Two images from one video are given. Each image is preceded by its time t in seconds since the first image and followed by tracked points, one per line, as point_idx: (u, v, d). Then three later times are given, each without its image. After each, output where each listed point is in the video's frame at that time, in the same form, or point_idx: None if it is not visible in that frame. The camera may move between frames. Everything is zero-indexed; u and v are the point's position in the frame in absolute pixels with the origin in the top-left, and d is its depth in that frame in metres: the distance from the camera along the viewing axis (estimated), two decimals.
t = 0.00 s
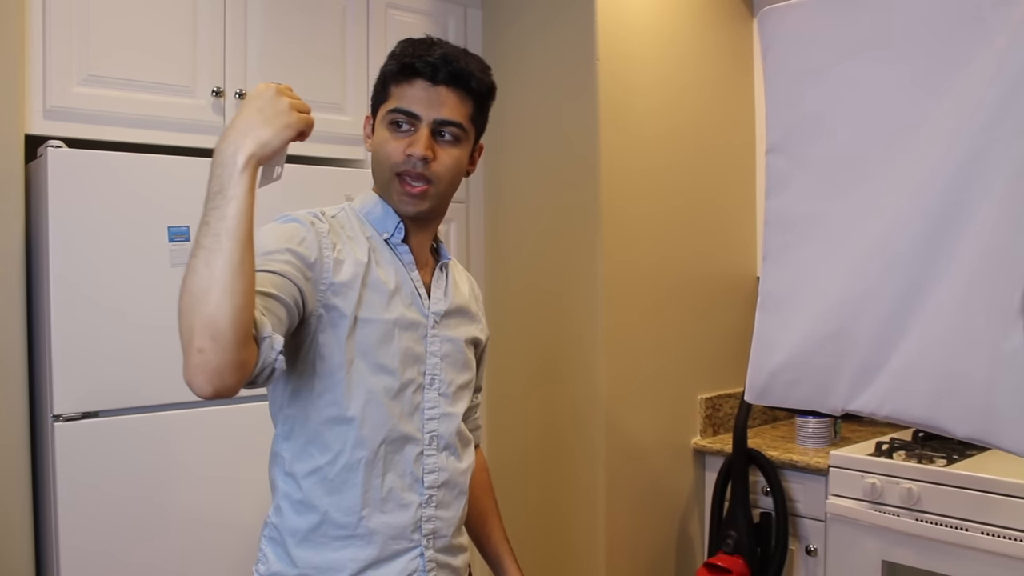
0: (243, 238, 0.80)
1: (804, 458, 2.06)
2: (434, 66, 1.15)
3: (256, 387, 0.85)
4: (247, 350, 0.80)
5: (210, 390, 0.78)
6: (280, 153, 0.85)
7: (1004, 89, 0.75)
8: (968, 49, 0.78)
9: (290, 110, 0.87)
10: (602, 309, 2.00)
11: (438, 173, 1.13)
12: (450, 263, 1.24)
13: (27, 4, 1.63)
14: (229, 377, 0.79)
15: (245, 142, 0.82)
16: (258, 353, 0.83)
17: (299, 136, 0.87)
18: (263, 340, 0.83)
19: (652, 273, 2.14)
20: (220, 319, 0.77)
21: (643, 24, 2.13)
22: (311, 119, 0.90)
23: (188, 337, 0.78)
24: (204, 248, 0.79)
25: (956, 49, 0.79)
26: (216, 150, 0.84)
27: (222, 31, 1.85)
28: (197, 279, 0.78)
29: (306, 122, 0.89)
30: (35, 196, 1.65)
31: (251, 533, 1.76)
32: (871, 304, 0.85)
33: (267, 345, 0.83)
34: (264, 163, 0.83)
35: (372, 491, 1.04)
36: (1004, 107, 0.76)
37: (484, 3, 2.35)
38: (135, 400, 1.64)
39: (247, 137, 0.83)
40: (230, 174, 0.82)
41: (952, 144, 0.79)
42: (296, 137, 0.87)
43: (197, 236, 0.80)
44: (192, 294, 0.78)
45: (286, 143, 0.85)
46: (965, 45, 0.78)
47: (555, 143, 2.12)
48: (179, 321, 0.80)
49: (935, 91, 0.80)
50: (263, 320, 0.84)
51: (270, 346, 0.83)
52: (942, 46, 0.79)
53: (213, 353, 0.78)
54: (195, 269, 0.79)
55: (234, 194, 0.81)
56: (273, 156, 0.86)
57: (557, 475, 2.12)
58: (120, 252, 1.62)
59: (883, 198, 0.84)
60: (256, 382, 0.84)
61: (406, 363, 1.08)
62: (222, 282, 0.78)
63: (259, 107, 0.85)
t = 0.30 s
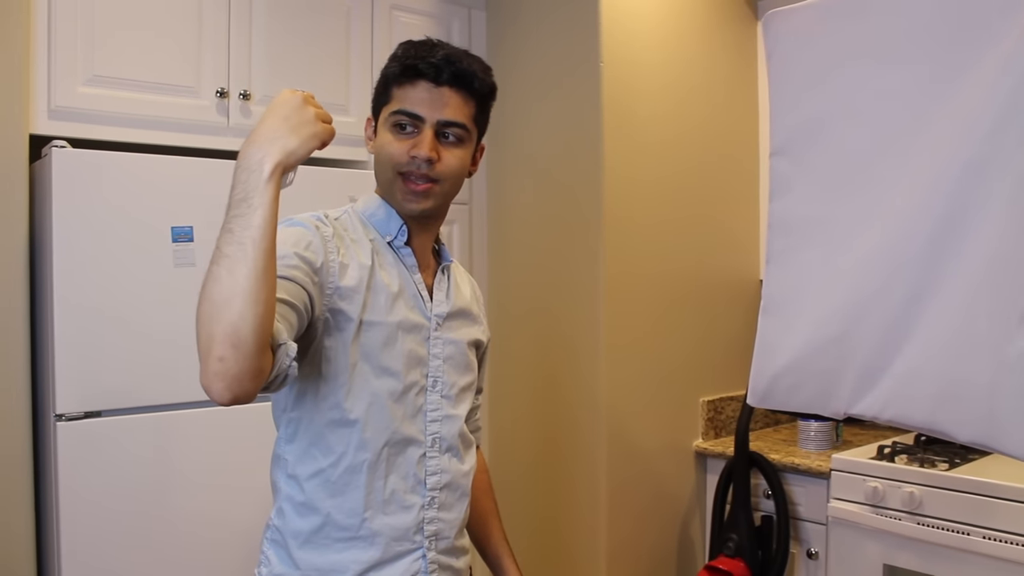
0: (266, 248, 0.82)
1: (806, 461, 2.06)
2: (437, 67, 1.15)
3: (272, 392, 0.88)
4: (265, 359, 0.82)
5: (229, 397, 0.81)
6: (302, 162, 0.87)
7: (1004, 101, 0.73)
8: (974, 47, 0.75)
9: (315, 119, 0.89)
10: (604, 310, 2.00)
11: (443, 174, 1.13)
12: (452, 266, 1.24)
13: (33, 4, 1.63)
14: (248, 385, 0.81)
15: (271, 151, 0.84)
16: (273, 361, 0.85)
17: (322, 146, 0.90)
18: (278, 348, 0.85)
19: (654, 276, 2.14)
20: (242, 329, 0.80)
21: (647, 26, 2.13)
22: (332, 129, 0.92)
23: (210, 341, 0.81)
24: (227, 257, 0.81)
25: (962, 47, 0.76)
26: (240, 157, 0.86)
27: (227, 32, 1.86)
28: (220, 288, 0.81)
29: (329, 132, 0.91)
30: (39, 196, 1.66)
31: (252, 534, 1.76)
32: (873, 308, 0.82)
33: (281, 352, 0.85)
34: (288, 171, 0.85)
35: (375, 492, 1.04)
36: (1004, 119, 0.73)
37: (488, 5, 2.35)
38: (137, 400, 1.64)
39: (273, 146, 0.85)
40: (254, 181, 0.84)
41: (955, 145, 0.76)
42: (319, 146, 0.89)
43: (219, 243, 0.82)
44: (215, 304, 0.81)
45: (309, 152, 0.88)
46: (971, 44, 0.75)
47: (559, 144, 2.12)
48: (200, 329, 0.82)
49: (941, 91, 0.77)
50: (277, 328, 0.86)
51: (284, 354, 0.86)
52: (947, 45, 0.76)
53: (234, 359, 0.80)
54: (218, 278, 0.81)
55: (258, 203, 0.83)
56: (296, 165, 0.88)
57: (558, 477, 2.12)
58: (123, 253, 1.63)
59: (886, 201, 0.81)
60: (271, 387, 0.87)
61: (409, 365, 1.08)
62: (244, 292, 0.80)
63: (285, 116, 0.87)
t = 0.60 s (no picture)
0: (280, 247, 0.82)
1: (805, 463, 2.06)
2: (436, 66, 1.14)
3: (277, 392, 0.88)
4: (275, 359, 0.82)
5: (240, 397, 0.81)
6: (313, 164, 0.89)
7: (1004, 101, 0.72)
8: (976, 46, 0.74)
9: (326, 122, 0.91)
10: (604, 310, 2.00)
11: (443, 173, 1.12)
12: (450, 266, 1.23)
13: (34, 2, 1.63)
14: (259, 385, 0.81)
15: (285, 151, 0.86)
16: (281, 361, 0.85)
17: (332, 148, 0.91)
18: (286, 348, 0.86)
19: (654, 276, 2.14)
20: (256, 329, 0.80)
21: (648, 27, 2.13)
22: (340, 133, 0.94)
23: (222, 340, 0.80)
24: (239, 255, 0.81)
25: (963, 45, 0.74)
26: (251, 156, 0.87)
27: (228, 30, 1.86)
28: (233, 287, 0.80)
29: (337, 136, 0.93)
30: (39, 194, 1.65)
31: (250, 533, 1.76)
32: (873, 312, 0.80)
33: (289, 353, 0.86)
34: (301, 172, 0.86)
35: (375, 493, 1.04)
36: (1004, 119, 0.72)
37: (489, 5, 2.35)
38: (135, 399, 1.63)
39: (287, 146, 0.86)
40: (268, 181, 0.84)
41: (956, 146, 0.74)
42: (329, 150, 0.91)
43: (232, 241, 0.82)
44: (228, 303, 0.80)
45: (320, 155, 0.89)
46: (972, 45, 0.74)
47: (559, 144, 2.12)
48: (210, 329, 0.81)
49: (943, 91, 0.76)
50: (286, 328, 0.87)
51: (291, 355, 0.86)
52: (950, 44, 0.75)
53: (247, 357, 0.80)
54: (230, 277, 0.81)
55: (272, 202, 0.83)
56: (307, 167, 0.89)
57: (557, 477, 2.11)
58: (123, 251, 1.62)
59: (887, 202, 0.79)
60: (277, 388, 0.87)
61: (409, 365, 1.08)
62: (258, 292, 0.80)
63: (298, 117, 0.88)
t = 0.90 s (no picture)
0: (287, 256, 0.84)
1: (801, 464, 2.06)
2: (434, 68, 1.14)
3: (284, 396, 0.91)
4: (282, 367, 0.85)
5: (248, 405, 0.83)
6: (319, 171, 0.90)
7: (1003, 104, 0.71)
8: (972, 50, 0.73)
9: (330, 128, 0.92)
10: (600, 311, 2.00)
11: (441, 172, 1.12)
12: (447, 268, 1.23)
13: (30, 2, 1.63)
14: (267, 392, 0.83)
15: (293, 159, 0.87)
16: (286, 368, 0.88)
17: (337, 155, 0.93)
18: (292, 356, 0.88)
19: (650, 276, 2.14)
20: (264, 337, 0.82)
21: (645, 29, 2.14)
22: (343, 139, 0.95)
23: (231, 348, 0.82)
24: (246, 265, 0.83)
25: (960, 49, 0.74)
26: (256, 166, 0.88)
27: (224, 31, 1.85)
28: (241, 297, 0.82)
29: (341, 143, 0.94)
30: (35, 195, 1.65)
31: (247, 534, 1.76)
32: (870, 313, 0.80)
33: (295, 361, 0.89)
34: (309, 179, 0.87)
35: (371, 494, 1.05)
36: (1002, 121, 0.72)
37: (486, 6, 2.35)
38: (131, 400, 1.63)
39: (293, 155, 0.87)
40: (275, 190, 0.86)
41: (954, 149, 0.74)
42: (334, 155, 0.92)
43: (239, 251, 0.84)
44: (235, 313, 0.82)
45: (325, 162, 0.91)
46: (970, 48, 0.73)
47: (556, 146, 2.12)
48: (217, 338, 0.83)
49: (940, 94, 0.75)
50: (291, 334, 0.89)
51: (297, 361, 0.89)
52: (947, 47, 0.74)
53: (257, 364, 0.82)
54: (237, 287, 0.83)
55: (279, 211, 0.85)
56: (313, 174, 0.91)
57: (553, 478, 2.12)
58: (120, 253, 1.62)
59: (883, 204, 0.79)
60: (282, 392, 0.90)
61: (406, 367, 1.08)
62: (265, 301, 0.82)
63: (302, 125, 0.90)
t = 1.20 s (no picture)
0: (308, 277, 0.84)
1: (800, 463, 2.06)
2: (429, 68, 1.14)
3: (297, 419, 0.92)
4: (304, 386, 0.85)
5: (272, 426, 0.83)
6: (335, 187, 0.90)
7: (999, 102, 0.71)
8: (968, 47, 0.73)
9: (343, 145, 0.91)
10: (598, 311, 2.00)
11: (437, 173, 1.11)
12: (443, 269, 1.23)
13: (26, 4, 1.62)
14: (290, 413, 0.84)
15: (312, 179, 0.86)
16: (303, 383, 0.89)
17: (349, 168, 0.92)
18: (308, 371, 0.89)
19: (648, 276, 2.14)
20: (288, 361, 0.82)
21: (642, 29, 2.14)
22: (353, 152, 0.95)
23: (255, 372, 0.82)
24: (266, 289, 0.83)
25: (955, 46, 0.74)
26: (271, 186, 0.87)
27: (221, 33, 1.85)
28: (263, 322, 0.82)
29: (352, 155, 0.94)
30: (31, 197, 1.65)
31: (246, 536, 1.76)
32: (867, 311, 0.79)
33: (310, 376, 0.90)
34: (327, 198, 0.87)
35: (369, 497, 1.05)
36: (998, 118, 0.72)
37: (483, 6, 2.35)
38: (129, 403, 1.63)
39: (312, 175, 0.86)
40: (295, 212, 0.85)
41: (950, 147, 0.74)
42: (348, 170, 0.91)
43: (259, 274, 0.83)
44: (257, 337, 0.82)
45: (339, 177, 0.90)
46: (965, 45, 0.73)
47: (554, 146, 2.12)
48: (239, 363, 0.83)
49: (936, 92, 0.75)
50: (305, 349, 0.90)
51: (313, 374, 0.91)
52: (942, 44, 0.74)
53: (282, 387, 0.82)
54: (258, 312, 0.82)
55: (301, 233, 0.84)
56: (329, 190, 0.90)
57: (553, 478, 2.11)
58: (117, 255, 1.62)
59: (880, 201, 0.79)
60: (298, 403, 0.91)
61: (404, 369, 1.08)
62: (288, 323, 0.82)
63: (318, 143, 0.89)
